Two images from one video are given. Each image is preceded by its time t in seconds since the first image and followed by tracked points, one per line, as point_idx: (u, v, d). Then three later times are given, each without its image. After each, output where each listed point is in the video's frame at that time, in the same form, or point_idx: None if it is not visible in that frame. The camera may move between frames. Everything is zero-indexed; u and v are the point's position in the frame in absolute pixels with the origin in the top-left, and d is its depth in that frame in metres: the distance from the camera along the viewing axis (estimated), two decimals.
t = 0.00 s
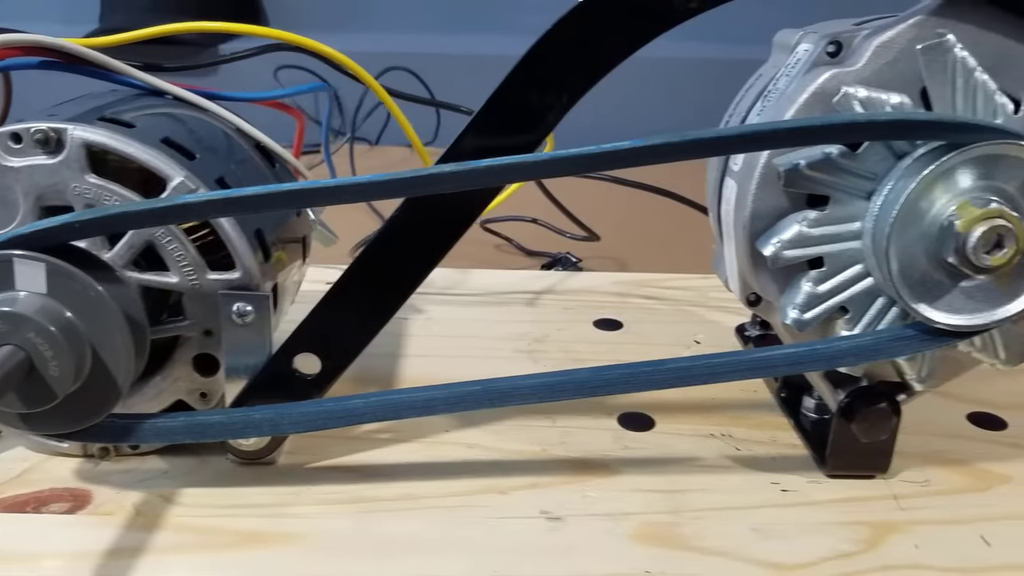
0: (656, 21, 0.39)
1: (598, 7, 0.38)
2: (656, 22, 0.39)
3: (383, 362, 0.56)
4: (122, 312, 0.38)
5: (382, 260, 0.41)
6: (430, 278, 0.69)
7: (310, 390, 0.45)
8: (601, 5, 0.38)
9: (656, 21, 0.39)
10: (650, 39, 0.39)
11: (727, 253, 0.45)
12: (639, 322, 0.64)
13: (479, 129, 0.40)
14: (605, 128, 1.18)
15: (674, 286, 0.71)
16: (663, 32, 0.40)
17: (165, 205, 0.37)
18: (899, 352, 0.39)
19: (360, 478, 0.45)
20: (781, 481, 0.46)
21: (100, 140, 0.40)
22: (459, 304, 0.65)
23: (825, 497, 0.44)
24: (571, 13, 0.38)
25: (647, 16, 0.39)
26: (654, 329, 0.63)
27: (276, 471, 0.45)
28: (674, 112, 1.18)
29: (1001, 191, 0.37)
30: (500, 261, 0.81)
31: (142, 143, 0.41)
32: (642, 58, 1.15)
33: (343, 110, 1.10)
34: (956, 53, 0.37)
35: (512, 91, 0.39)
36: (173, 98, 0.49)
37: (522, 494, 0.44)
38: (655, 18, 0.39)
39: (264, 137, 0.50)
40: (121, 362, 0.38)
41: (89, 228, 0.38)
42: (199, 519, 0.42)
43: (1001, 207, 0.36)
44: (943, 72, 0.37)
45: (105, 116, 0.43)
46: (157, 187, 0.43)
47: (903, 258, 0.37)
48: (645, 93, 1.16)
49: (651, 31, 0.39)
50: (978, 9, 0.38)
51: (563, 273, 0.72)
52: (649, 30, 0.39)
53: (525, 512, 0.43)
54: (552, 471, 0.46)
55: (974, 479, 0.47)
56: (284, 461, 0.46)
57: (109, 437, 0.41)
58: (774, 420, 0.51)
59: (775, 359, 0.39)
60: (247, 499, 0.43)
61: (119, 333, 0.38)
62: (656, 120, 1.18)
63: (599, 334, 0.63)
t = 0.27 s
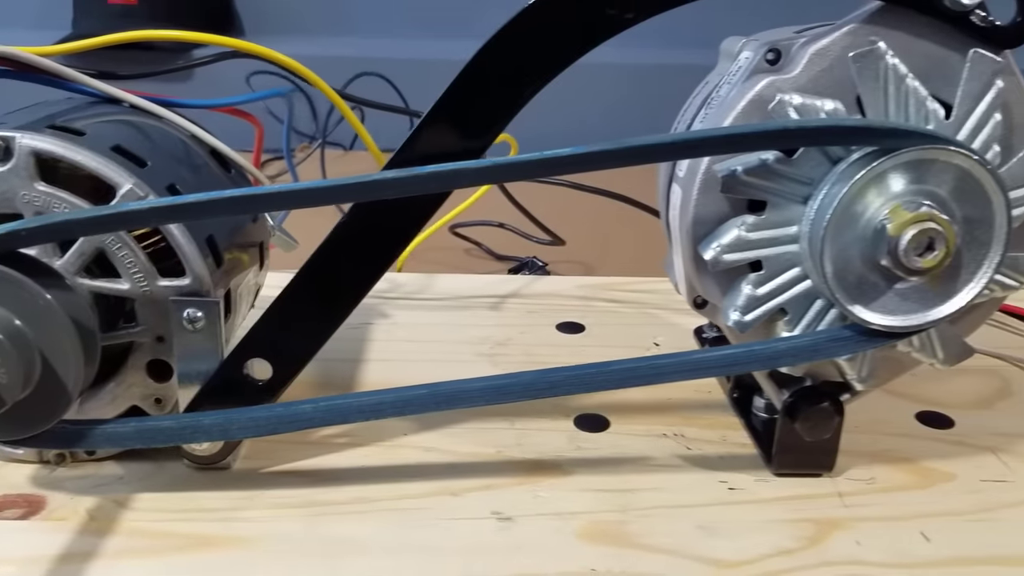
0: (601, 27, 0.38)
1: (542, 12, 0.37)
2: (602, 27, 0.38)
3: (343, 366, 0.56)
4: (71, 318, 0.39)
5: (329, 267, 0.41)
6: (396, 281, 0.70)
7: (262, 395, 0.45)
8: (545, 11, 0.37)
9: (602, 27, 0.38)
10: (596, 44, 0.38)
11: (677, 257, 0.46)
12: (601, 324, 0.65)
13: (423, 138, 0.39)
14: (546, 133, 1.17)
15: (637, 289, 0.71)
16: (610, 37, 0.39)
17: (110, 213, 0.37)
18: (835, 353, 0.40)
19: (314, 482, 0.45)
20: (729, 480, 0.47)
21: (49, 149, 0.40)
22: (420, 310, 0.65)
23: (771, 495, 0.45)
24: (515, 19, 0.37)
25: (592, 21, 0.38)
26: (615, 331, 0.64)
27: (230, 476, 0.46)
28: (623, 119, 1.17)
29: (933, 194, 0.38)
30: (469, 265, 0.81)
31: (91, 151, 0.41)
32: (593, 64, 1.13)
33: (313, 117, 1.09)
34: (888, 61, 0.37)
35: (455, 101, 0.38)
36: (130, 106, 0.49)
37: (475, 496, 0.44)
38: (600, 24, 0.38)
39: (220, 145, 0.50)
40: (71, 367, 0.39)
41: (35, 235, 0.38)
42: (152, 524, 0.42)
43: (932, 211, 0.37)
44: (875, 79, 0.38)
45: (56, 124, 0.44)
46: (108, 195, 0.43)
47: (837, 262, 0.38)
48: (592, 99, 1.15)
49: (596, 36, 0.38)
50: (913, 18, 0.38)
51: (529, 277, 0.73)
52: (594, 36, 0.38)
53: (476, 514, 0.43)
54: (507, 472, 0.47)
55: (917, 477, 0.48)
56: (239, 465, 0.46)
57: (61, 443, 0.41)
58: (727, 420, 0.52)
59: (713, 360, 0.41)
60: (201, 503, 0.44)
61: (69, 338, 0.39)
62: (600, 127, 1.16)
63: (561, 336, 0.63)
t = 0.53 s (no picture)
0: (556, 41, 0.39)
1: (497, 27, 0.38)
2: (557, 41, 0.39)
3: (313, 373, 0.56)
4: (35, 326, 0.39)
5: (291, 277, 0.42)
6: (369, 288, 0.70)
7: (226, 403, 0.45)
8: (500, 26, 0.38)
9: (556, 41, 0.39)
10: (551, 58, 0.39)
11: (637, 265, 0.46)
12: (571, 331, 0.65)
13: (383, 150, 0.39)
14: (524, 139, 1.17)
15: (608, 296, 0.72)
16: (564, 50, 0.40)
17: (73, 224, 0.38)
18: (787, 358, 0.41)
19: (279, 488, 0.45)
20: (690, 483, 0.47)
21: (14, 160, 0.41)
22: (398, 313, 0.66)
23: (731, 498, 0.46)
24: (470, 34, 0.38)
25: (547, 35, 0.38)
26: (585, 337, 0.65)
27: (196, 482, 0.46)
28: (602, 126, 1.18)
29: (879, 204, 0.39)
30: (445, 271, 0.82)
31: (57, 162, 0.42)
32: (571, 71, 1.14)
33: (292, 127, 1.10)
34: (834, 73, 0.39)
35: (414, 113, 0.39)
36: (98, 118, 0.50)
37: (439, 502, 0.45)
38: (555, 38, 0.39)
39: (190, 155, 0.51)
40: (35, 374, 0.40)
41: None
42: (118, 531, 0.42)
43: (878, 219, 0.38)
44: (822, 91, 0.39)
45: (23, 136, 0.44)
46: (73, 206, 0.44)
47: (787, 269, 0.39)
48: (568, 105, 1.15)
49: (551, 50, 0.39)
50: (861, 31, 0.39)
51: (501, 284, 0.73)
52: (550, 49, 0.39)
53: (438, 519, 0.43)
54: (472, 477, 0.47)
55: (876, 480, 0.48)
56: (206, 472, 0.47)
57: (27, 451, 0.42)
58: (690, 424, 0.53)
59: (669, 366, 0.41)
60: (168, 509, 0.44)
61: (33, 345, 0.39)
62: (576, 134, 1.17)
63: (532, 341, 0.64)
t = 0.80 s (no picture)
0: (527, 54, 0.39)
1: (468, 40, 0.38)
2: (527, 55, 0.39)
3: (289, 379, 0.56)
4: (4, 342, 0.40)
5: (263, 282, 0.42)
6: (349, 293, 0.70)
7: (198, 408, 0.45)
8: (471, 38, 0.38)
9: (527, 54, 0.39)
10: (522, 70, 0.40)
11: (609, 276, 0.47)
12: (548, 338, 0.66)
13: (354, 159, 0.40)
14: (510, 144, 1.18)
15: (587, 303, 0.73)
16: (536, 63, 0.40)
17: (43, 230, 0.38)
18: (754, 368, 0.41)
19: (250, 493, 0.46)
20: (658, 492, 0.48)
21: None
22: (372, 321, 0.66)
23: (698, 507, 0.46)
24: (441, 46, 0.38)
25: (518, 48, 0.39)
26: (561, 345, 0.65)
27: (167, 487, 0.46)
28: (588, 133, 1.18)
29: (844, 218, 0.39)
30: (426, 277, 0.82)
31: (29, 168, 0.42)
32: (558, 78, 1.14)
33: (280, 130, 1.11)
34: (800, 88, 0.39)
35: (386, 124, 0.39)
36: (75, 122, 0.50)
37: (408, 509, 0.45)
38: (525, 51, 0.39)
39: (167, 160, 0.51)
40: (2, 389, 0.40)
41: None
42: (87, 534, 0.43)
43: (842, 233, 0.38)
44: (787, 106, 0.39)
45: None
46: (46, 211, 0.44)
47: (752, 281, 0.40)
48: (555, 111, 1.16)
49: (522, 62, 0.39)
50: (828, 46, 0.40)
51: (480, 290, 0.74)
52: (521, 62, 0.39)
53: (407, 525, 0.44)
54: (443, 483, 0.47)
55: (844, 490, 0.48)
56: (177, 476, 0.47)
57: None
58: (661, 433, 0.54)
59: (639, 375, 0.42)
60: (138, 513, 0.44)
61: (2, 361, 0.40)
62: (562, 141, 1.18)
63: (508, 348, 0.64)
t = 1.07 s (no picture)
0: (495, 63, 0.39)
1: (436, 48, 0.38)
2: (496, 64, 0.39)
3: (266, 387, 0.56)
4: None
5: (235, 290, 0.42)
6: (330, 299, 0.70)
7: (169, 417, 0.45)
8: (439, 47, 0.38)
9: (496, 63, 0.39)
10: (491, 79, 0.40)
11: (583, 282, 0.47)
12: (528, 344, 0.66)
13: (323, 167, 0.40)
14: (497, 149, 1.18)
15: (569, 309, 0.73)
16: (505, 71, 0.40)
17: (12, 239, 0.38)
18: (723, 375, 0.41)
19: (223, 502, 0.46)
20: (632, 498, 0.48)
21: None
22: (353, 327, 0.66)
23: (672, 514, 0.47)
24: (409, 54, 0.38)
25: (486, 57, 0.39)
26: (541, 350, 0.65)
27: (141, 495, 0.46)
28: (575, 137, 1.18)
29: (811, 226, 0.39)
30: (410, 282, 0.83)
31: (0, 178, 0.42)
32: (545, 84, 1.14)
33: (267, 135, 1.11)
34: (767, 96, 0.39)
35: (354, 132, 0.39)
36: (51, 132, 0.50)
37: (380, 517, 0.45)
38: (494, 60, 0.39)
39: (141, 168, 0.51)
40: None
41: None
42: (59, 544, 0.43)
43: (808, 240, 0.39)
44: (754, 114, 0.39)
45: None
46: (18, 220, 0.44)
47: (720, 288, 0.40)
48: (542, 116, 1.16)
49: (491, 71, 0.40)
50: (796, 55, 0.40)
51: (462, 296, 0.74)
52: (490, 71, 0.39)
53: (379, 534, 0.44)
54: (416, 491, 0.47)
55: (818, 496, 0.48)
56: (151, 485, 0.47)
57: None
58: (638, 438, 0.54)
59: (607, 383, 0.42)
60: (111, 522, 0.44)
61: None
62: (549, 145, 1.18)
63: (488, 354, 0.64)
